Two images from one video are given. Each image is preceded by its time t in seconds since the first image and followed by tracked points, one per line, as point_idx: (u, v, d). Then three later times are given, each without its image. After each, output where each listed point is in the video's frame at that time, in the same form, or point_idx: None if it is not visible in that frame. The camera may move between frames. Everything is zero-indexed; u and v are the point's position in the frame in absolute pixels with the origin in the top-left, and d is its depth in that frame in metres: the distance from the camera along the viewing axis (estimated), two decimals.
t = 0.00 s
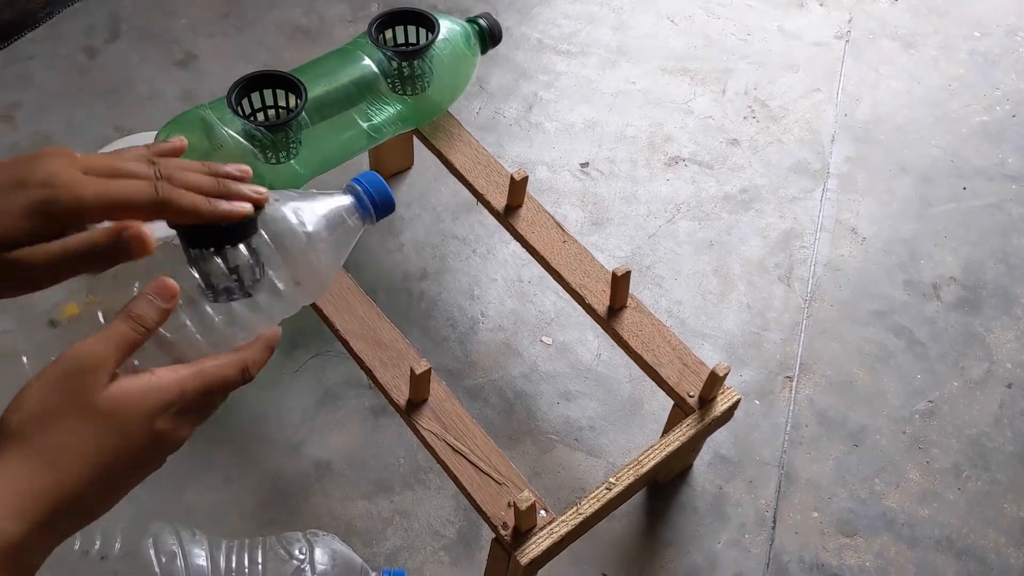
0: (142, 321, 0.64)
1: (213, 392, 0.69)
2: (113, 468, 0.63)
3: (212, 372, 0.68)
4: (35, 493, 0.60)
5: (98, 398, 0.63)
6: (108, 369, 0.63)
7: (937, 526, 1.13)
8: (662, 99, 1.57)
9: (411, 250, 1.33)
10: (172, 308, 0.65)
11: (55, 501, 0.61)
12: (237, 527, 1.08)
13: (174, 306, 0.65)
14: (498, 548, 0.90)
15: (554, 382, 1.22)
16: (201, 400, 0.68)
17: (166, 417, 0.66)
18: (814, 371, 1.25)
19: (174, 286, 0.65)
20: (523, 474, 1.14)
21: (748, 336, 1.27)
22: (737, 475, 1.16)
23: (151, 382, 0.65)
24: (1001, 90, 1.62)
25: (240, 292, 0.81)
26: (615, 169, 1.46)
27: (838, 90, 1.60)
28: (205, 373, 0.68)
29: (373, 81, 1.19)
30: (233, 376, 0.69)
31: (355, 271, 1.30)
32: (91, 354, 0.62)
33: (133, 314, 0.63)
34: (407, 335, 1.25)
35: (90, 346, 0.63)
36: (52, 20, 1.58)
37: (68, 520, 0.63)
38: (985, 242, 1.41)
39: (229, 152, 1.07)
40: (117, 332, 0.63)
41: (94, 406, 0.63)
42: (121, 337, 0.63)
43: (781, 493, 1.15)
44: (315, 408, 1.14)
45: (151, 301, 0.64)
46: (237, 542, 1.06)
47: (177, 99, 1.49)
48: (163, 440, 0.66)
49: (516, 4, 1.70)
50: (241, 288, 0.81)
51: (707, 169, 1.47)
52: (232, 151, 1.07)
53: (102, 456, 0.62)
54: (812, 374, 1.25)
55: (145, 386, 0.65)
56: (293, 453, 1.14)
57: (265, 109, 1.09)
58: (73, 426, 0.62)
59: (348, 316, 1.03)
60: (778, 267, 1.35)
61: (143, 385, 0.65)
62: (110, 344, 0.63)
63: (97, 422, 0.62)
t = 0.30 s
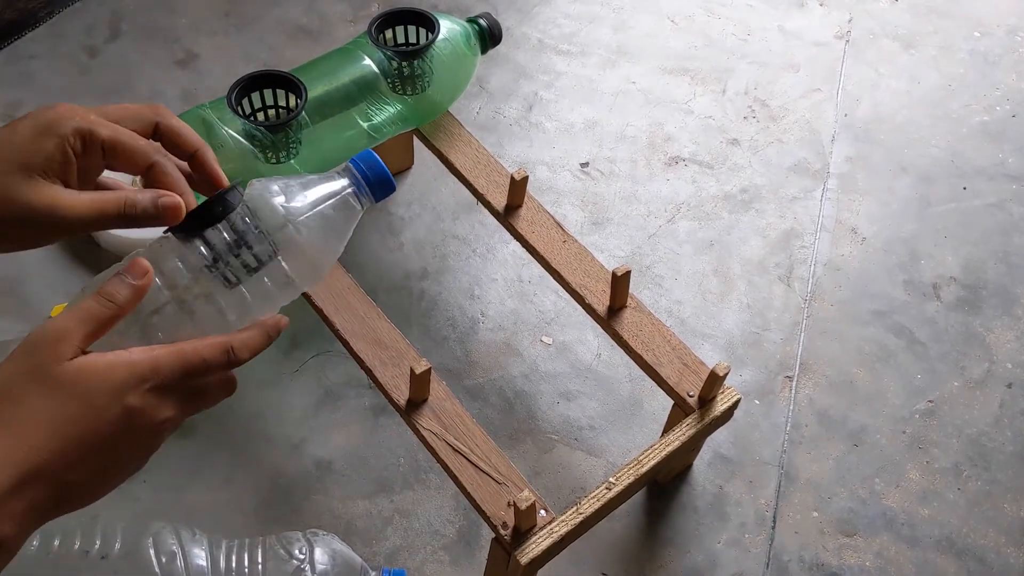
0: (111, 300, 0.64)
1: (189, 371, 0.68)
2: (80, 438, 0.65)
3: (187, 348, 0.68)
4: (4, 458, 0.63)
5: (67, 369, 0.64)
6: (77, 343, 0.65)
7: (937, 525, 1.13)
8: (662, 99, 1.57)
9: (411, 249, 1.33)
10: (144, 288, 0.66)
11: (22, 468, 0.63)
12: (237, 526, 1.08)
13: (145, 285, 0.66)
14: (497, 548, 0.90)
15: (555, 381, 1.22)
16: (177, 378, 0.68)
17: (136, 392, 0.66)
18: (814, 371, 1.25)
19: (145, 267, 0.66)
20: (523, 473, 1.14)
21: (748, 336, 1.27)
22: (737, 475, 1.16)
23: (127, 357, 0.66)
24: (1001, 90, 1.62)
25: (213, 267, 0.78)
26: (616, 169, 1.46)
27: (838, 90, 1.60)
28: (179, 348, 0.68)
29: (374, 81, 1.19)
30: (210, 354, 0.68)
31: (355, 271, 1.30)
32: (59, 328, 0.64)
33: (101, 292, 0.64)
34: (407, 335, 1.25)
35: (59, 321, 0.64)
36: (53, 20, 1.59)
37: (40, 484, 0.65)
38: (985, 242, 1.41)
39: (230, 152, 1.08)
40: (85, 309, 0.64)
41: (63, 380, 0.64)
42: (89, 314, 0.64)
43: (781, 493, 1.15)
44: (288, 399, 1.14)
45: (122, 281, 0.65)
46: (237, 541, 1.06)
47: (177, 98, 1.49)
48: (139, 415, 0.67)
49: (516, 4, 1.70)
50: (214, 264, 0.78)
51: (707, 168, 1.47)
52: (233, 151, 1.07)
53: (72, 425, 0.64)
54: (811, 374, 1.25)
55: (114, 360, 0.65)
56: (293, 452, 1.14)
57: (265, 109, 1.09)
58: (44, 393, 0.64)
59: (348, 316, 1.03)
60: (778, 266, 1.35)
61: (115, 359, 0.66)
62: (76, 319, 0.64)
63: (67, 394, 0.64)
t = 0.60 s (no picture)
0: (101, 295, 0.66)
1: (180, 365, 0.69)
2: (71, 432, 0.65)
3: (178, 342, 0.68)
4: None
5: (59, 365, 0.65)
6: (68, 339, 0.66)
7: (937, 525, 1.13)
8: (662, 99, 1.57)
9: (411, 249, 1.33)
10: (135, 284, 0.67)
11: (14, 463, 0.63)
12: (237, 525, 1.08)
13: (136, 281, 0.67)
14: (497, 548, 0.90)
15: (554, 381, 1.22)
16: (167, 372, 0.68)
17: (126, 385, 0.66)
18: (814, 371, 1.25)
19: (136, 263, 0.67)
20: (523, 473, 1.14)
21: (748, 336, 1.28)
22: (737, 475, 1.16)
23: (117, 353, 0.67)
24: (1001, 90, 1.62)
25: (213, 265, 0.79)
26: (615, 169, 1.46)
27: (838, 90, 1.60)
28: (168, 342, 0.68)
29: (373, 81, 1.19)
30: (200, 346, 0.69)
31: (355, 271, 1.30)
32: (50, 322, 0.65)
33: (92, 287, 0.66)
34: (407, 335, 1.25)
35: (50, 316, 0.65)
36: (54, 20, 1.59)
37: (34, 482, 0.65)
38: (985, 242, 1.41)
39: (230, 152, 1.08)
40: (75, 304, 0.65)
41: (54, 373, 0.65)
42: (79, 310, 0.65)
43: (781, 493, 1.15)
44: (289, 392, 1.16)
45: (112, 277, 0.66)
46: (237, 541, 1.06)
47: (177, 98, 1.49)
48: (130, 410, 0.67)
49: (516, 4, 1.70)
50: (209, 257, 0.79)
51: (707, 169, 1.47)
52: (233, 151, 1.07)
53: (63, 421, 0.65)
54: (811, 374, 1.25)
55: (105, 355, 0.66)
56: (292, 452, 1.14)
57: (265, 109, 1.09)
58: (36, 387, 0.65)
59: (348, 316, 1.03)
60: (778, 267, 1.35)
61: (106, 355, 0.67)
62: (66, 314, 0.65)
63: (58, 388, 0.65)
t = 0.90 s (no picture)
0: (166, 329, 0.65)
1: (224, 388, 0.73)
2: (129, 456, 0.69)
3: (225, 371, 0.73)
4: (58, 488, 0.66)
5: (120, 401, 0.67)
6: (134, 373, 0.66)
7: (937, 525, 1.13)
8: (662, 99, 1.57)
9: (411, 249, 1.33)
10: (196, 314, 0.66)
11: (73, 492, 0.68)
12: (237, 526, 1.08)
13: (198, 312, 0.66)
14: (497, 548, 0.90)
15: (554, 381, 1.22)
16: (213, 396, 0.73)
17: (181, 414, 0.70)
18: (814, 371, 1.25)
19: (199, 294, 0.65)
20: (523, 473, 1.14)
21: (748, 336, 1.28)
22: (737, 475, 1.16)
23: (167, 384, 0.69)
24: (1001, 90, 1.62)
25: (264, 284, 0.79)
26: (615, 169, 1.46)
27: (838, 90, 1.60)
28: (217, 371, 0.72)
29: (373, 81, 1.19)
30: (245, 375, 0.74)
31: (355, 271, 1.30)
32: (113, 358, 0.65)
33: (156, 321, 0.65)
34: (407, 335, 1.25)
35: (110, 351, 0.65)
36: (54, 19, 1.59)
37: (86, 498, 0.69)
38: (985, 242, 1.41)
39: (229, 152, 1.08)
40: (140, 340, 0.65)
41: (115, 406, 0.67)
42: (147, 344, 0.65)
43: (781, 493, 1.15)
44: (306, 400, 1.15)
45: (176, 309, 0.65)
46: (237, 541, 1.06)
47: (177, 98, 1.49)
48: (177, 431, 0.72)
49: (516, 4, 1.70)
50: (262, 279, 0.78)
51: (706, 169, 1.47)
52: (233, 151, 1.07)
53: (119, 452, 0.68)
54: (811, 374, 1.25)
55: (161, 390, 0.69)
56: (292, 452, 1.14)
57: (265, 109, 1.09)
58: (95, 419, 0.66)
59: (348, 316, 1.03)
60: (778, 266, 1.35)
61: (161, 385, 0.69)
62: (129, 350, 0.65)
63: (116, 425, 0.67)
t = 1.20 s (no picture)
0: (231, 375, 0.67)
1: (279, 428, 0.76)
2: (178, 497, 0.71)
3: (286, 412, 0.76)
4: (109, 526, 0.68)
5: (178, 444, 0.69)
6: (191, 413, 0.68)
7: (937, 525, 1.13)
8: (662, 99, 1.57)
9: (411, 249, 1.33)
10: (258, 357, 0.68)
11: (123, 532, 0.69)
12: (237, 527, 1.08)
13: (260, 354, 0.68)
14: (496, 548, 0.90)
15: (554, 381, 1.22)
16: (270, 437, 0.76)
17: (236, 456, 0.73)
18: (814, 371, 1.25)
19: (268, 334, 0.67)
20: (523, 474, 1.14)
21: (748, 336, 1.28)
22: (737, 475, 1.16)
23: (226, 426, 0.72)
24: (1001, 90, 1.62)
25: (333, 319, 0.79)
26: (615, 168, 1.46)
27: (838, 90, 1.60)
28: (277, 412, 0.75)
29: (373, 81, 1.19)
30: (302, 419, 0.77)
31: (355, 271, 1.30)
32: (178, 403, 0.67)
33: (223, 368, 0.67)
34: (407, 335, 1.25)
35: (176, 395, 0.67)
36: (54, 19, 1.59)
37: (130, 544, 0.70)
38: (985, 242, 1.41)
39: (229, 152, 1.08)
40: (200, 382, 0.67)
41: (173, 448, 0.69)
42: (207, 387, 0.67)
43: (780, 493, 1.15)
44: (330, 416, 1.15)
45: (240, 351, 0.67)
46: (236, 541, 1.06)
47: (177, 98, 1.49)
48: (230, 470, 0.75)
49: (516, 3, 1.70)
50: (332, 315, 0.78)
51: (706, 168, 1.47)
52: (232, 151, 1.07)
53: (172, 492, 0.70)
54: (811, 374, 1.25)
55: (220, 431, 0.72)
56: (292, 453, 1.14)
57: (265, 109, 1.09)
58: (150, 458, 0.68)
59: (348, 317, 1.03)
60: (777, 266, 1.35)
61: (221, 427, 0.72)
62: (194, 395, 0.67)
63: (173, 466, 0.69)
